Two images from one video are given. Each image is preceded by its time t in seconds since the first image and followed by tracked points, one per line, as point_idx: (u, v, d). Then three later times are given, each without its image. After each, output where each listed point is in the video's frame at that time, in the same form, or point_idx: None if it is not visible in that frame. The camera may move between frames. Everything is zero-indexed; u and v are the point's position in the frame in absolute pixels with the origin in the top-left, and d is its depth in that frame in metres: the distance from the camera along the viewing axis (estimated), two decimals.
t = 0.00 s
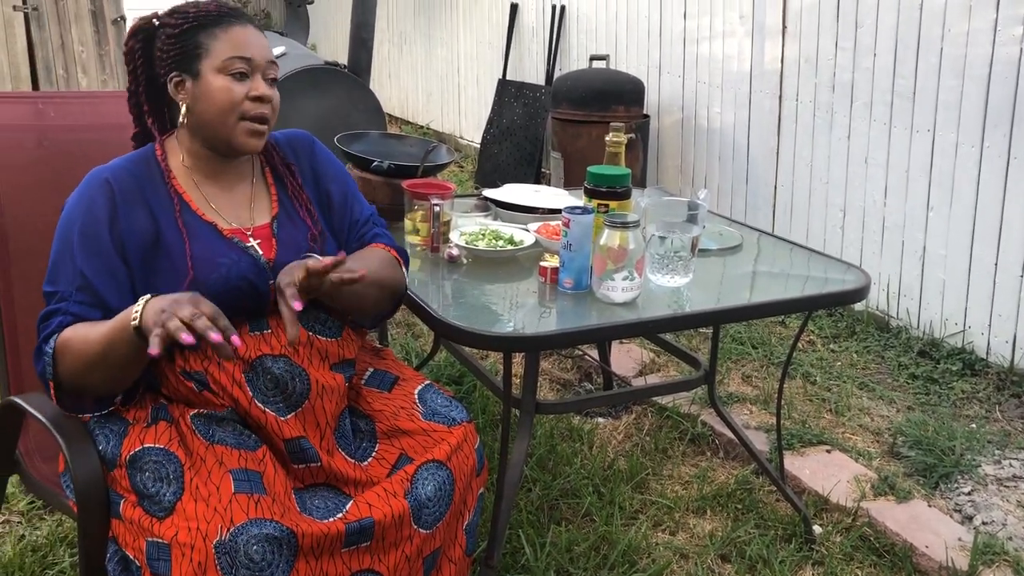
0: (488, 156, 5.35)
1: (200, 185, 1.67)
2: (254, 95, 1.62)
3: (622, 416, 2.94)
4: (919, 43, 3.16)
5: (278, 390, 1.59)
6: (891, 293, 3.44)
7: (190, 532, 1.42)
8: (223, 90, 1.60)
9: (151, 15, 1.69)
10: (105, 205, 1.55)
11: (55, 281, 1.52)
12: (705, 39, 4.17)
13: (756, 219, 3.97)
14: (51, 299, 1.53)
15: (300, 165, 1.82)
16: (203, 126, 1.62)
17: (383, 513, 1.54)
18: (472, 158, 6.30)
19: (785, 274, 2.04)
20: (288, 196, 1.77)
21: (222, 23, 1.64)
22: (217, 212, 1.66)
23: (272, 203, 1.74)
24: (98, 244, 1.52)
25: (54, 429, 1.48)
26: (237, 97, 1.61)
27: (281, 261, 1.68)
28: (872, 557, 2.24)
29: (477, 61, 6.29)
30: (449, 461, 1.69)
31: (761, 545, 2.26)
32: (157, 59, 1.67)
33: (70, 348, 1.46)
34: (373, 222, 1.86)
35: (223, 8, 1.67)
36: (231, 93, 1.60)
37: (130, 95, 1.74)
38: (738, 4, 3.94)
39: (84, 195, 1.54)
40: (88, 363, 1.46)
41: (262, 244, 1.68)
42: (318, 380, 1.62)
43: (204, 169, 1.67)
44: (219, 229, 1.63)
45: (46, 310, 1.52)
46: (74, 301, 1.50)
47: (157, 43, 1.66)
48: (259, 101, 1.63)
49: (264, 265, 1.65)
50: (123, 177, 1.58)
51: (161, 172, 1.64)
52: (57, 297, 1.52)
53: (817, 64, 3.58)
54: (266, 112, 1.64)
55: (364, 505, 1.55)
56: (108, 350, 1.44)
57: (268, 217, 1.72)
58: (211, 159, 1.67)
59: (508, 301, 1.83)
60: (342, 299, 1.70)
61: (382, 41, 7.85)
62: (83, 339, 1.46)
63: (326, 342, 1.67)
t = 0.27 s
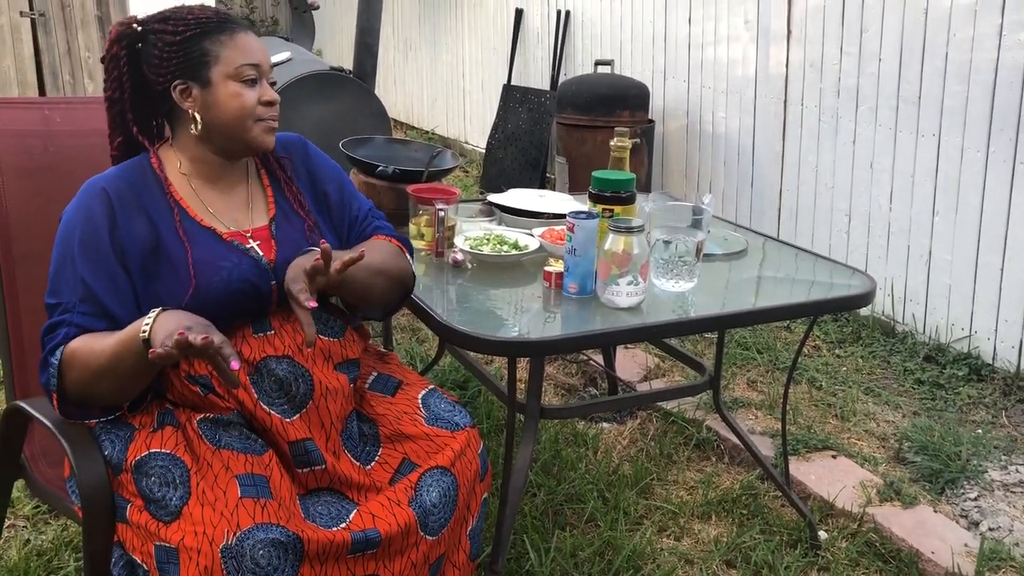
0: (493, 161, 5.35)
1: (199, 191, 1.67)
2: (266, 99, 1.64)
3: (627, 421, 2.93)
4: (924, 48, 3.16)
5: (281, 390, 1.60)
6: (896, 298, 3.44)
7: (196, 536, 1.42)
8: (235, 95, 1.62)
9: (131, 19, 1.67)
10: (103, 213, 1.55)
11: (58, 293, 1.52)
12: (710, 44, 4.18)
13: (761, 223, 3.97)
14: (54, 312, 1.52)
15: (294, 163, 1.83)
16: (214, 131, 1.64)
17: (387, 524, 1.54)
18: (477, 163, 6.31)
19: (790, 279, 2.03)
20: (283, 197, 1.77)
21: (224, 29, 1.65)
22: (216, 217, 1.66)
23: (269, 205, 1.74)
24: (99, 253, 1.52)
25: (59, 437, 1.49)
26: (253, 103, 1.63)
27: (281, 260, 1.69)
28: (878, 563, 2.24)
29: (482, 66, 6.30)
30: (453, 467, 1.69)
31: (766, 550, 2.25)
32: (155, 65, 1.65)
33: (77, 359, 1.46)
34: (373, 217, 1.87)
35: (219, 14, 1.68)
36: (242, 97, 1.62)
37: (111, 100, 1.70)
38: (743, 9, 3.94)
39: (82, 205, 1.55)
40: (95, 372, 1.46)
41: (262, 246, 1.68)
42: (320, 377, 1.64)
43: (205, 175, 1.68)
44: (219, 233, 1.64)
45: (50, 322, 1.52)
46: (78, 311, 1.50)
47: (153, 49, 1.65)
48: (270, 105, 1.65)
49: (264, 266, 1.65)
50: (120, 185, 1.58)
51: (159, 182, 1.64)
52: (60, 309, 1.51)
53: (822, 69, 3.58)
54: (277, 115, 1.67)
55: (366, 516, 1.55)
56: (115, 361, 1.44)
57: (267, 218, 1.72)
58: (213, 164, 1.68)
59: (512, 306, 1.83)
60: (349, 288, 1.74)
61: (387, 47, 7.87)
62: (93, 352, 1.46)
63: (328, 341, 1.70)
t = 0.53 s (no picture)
0: (498, 162, 5.36)
1: (208, 191, 1.68)
2: (258, 103, 1.64)
3: (632, 422, 2.93)
4: (929, 49, 3.16)
5: (287, 388, 1.61)
6: (902, 298, 3.43)
7: (199, 537, 1.42)
8: (227, 102, 1.62)
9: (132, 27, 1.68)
10: (111, 210, 1.55)
11: (64, 288, 1.53)
12: (714, 45, 4.17)
13: (766, 224, 3.97)
14: (60, 306, 1.53)
15: (302, 163, 1.84)
16: (211, 136, 1.65)
17: (390, 525, 1.54)
18: (482, 164, 6.31)
19: (795, 280, 2.03)
20: (291, 197, 1.78)
21: (215, 33, 1.64)
22: (224, 214, 1.67)
23: (279, 209, 1.74)
24: (106, 249, 1.53)
25: (63, 434, 1.49)
26: (245, 107, 1.63)
27: (290, 255, 1.69)
28: (883, 564, 2.23)
29: (487, 68, 6.31)
30: (456, 467, 1.69)
31: (770, 551, 2.25)
32: (152, 74, 1.67)
33: (80, 354, 1.47)
34: (390, 206, 1.93)
35: (211, 16, 1.67)
36: (234, 102, 1.62)
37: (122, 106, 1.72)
38: (747, 11, 3.94)
39: (92, 201, 1.55)
40: (97, 370, 1.47)
41: (269, 243, 1.68)
42: (324, 375, 1.65)
43: (211, 176, 1.69)
44: (228, 231, 1.64)
45: (56, 316, 1.52)
46: (83, 306, 1.50)
47: (151, 59, 1.66)
48: (263, 107, 1.65)
49: (272, 262, 1.66)
50: (130, 182, 1.59)
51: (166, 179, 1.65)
52: (65, 304, 1.52)
53: (827, 70, 3.57)
54: (272, 117, 1.66)
55: (368, 518, 1.55)
56: (118, 358, 1.45)
57: (274, 217, 1.72)
58: (216, 166, 1.69)
59: (516, 307, 1.83)
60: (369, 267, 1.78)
61: (392, 49, 7.89)
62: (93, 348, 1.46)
63: (333, 339, 1.70)
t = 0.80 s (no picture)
0: (501, 161, 5.36)
1: (230, 185, 1.69)
2: (257, 106, 1.62)
3: (636, 421, 2.93)
4: (933, 47, 3.15)
5: (299, 382, 1.61)
6: (905, 297, 3.43)
7: (205, 536, 1.43)
8: (227, 106, 1.62)
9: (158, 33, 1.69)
10: (136, 199, 1.56)
11: (85, 273, 1.53)
12: (717, 44, 4.17)
13: (769, 224, 3.96)
14: (80, 291, 1.53)
15: (324, 167, 1.84)
16: (220, 139, 1.65)
17: (394, 525, 1.54)
18: (485, 164, 6.31)
19: (799, 279, 2.03)
20: (314, 198, 1.78)
21: (214, 37, 1.63)
22: (246, 207, 1.67)
23: (301, 205, 1.75)
24: (129, 235, 1.53)
25: (67, 433, 1.49)
26: (242, 111, 1.62)
27: (311, 250, 1.69)
28: (887, 563, 2.23)
29: (490, 67, 6.31)
30: (460, 466, 1.69)
31: (774, 551, 2.25)
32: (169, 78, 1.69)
33: (95, 350, 1.48)
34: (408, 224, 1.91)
35: (215, 18, 1.66)
36: (234, 107, 1.62)
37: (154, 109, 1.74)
38: (751, 9, 3.94)
39: (117, 190, 1.56)
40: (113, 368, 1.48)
41: (291, 237, 1.69)
42: (336, 372, 1.65)
43: (234, 170, 1.70)
44: (251, 223, 1.65)
45: (76, 302, 1.53)
46: (102, 292, 1.51)
47: (167, 63, 1.68)
48: (262, 109, 1.63)
49: (293, 256, 1.67)
50: (156, 171, 1.60)
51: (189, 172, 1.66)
52: (85, 289, 1.52)
53: (831, 68, 3.57)
54: (275, 117, 1.65)
55: (374, 517, 1.55)
56: (135, 359, 1.46)
57: (296, 213, 1.73)
58: (230, 164, 1.69)
59: (520, 306, 1.83)
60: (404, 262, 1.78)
61: (395, 48, 7.90)
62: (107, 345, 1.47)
63: (347, 337, 1.70)
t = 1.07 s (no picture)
0: (502, 160, 5.35)
1: (245, 182, 1.69)
2: (263, 107, 1.61)
3: (637, 420, 2.93)
4: (934, 45, 3.15)
5: (308, 381, 1.61)
6: (907, 296, 3.42)
7: (204, 538, 1.43)
8: (236, 107, 1.62)
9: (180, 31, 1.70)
10: (156, 197, 1.57)
11: (105, 270, 1.53)
12: (718, 42, 4.17)
13: (771, 222, 3.96)
14: (99, 288, 1.53)
15: (335, 166, 1.85)
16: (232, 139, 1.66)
17: (395, 520, 1.55)
18: (485, 162, 6.31)
19: (800, 277, 2.02)
20: (326, 196, 1.79)
21: (225, 38, 1.63)
22: (261, 205, 1.68)
23: (313, 203, 1.75)
24: (150, 232, 1.54)
25: (69, 434, 1.48)
26: (251, 112, 1.62)
27: (323, 249, 1.70)
28: (889, 562, 2.23)
29: (491, 66, 6.31)
30: (462, 466, 1.69)
31: (776, 549, 2.25)
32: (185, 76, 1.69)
33: (117, 353, 1.48)
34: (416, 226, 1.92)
35: (228, 18, 1.65)
36: (243, 109, 1.61)
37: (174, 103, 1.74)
38: (751, 7, 3.93)
39: (136, 186, 1.57)
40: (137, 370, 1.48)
41: (304, 236, 1.69)
42: (344, 372, 1.66)
43: (250, 167, 1.70)
44: (266, 221, 1.65)
45: (97, 298, 1.53)
46: (123, 288, 1.51)
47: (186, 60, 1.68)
48: (270, 112, 1.62)
49: (307, 254, 1.67)
50: (174, 170, 1.61)
51: (205, 170, 1.66)
52: (105, 286, 1.52)
53: (832, 66, 3.56)
54: (283, 120, 1.64)
55: (375, 515, 1.55)
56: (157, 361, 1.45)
57: (309, 211, 1.73)
58: (243, 163, 1.70)
59: (521, 306, 1.83)
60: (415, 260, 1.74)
61: (395, 47, 7.89)
62: (128, 347, 1.47)
63: (357, 338, 1.72)
